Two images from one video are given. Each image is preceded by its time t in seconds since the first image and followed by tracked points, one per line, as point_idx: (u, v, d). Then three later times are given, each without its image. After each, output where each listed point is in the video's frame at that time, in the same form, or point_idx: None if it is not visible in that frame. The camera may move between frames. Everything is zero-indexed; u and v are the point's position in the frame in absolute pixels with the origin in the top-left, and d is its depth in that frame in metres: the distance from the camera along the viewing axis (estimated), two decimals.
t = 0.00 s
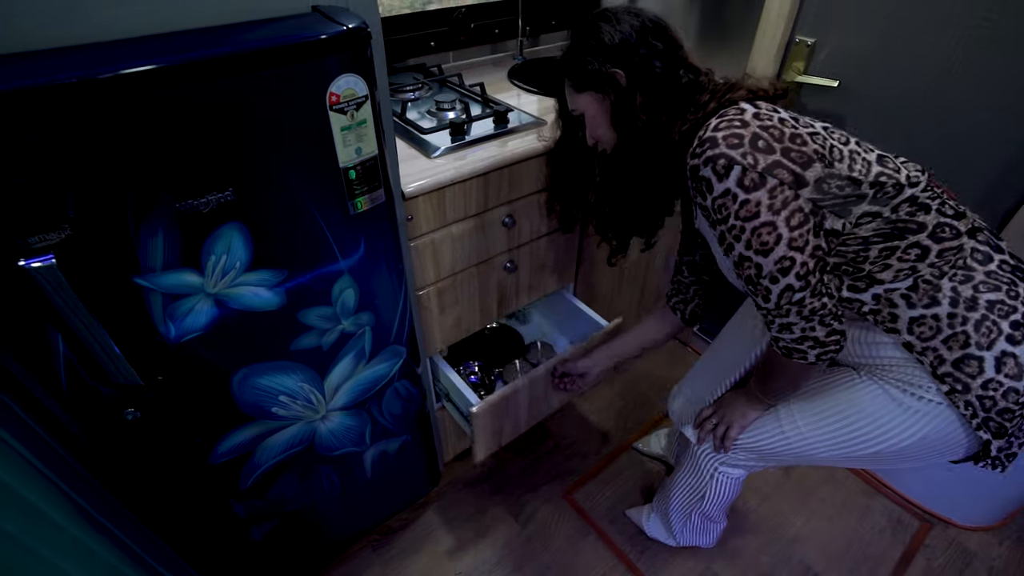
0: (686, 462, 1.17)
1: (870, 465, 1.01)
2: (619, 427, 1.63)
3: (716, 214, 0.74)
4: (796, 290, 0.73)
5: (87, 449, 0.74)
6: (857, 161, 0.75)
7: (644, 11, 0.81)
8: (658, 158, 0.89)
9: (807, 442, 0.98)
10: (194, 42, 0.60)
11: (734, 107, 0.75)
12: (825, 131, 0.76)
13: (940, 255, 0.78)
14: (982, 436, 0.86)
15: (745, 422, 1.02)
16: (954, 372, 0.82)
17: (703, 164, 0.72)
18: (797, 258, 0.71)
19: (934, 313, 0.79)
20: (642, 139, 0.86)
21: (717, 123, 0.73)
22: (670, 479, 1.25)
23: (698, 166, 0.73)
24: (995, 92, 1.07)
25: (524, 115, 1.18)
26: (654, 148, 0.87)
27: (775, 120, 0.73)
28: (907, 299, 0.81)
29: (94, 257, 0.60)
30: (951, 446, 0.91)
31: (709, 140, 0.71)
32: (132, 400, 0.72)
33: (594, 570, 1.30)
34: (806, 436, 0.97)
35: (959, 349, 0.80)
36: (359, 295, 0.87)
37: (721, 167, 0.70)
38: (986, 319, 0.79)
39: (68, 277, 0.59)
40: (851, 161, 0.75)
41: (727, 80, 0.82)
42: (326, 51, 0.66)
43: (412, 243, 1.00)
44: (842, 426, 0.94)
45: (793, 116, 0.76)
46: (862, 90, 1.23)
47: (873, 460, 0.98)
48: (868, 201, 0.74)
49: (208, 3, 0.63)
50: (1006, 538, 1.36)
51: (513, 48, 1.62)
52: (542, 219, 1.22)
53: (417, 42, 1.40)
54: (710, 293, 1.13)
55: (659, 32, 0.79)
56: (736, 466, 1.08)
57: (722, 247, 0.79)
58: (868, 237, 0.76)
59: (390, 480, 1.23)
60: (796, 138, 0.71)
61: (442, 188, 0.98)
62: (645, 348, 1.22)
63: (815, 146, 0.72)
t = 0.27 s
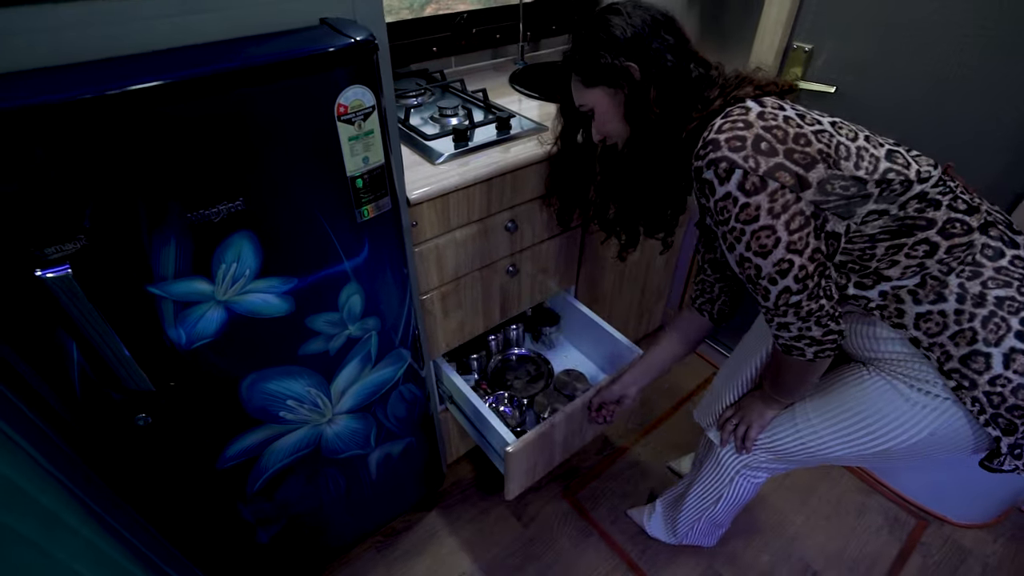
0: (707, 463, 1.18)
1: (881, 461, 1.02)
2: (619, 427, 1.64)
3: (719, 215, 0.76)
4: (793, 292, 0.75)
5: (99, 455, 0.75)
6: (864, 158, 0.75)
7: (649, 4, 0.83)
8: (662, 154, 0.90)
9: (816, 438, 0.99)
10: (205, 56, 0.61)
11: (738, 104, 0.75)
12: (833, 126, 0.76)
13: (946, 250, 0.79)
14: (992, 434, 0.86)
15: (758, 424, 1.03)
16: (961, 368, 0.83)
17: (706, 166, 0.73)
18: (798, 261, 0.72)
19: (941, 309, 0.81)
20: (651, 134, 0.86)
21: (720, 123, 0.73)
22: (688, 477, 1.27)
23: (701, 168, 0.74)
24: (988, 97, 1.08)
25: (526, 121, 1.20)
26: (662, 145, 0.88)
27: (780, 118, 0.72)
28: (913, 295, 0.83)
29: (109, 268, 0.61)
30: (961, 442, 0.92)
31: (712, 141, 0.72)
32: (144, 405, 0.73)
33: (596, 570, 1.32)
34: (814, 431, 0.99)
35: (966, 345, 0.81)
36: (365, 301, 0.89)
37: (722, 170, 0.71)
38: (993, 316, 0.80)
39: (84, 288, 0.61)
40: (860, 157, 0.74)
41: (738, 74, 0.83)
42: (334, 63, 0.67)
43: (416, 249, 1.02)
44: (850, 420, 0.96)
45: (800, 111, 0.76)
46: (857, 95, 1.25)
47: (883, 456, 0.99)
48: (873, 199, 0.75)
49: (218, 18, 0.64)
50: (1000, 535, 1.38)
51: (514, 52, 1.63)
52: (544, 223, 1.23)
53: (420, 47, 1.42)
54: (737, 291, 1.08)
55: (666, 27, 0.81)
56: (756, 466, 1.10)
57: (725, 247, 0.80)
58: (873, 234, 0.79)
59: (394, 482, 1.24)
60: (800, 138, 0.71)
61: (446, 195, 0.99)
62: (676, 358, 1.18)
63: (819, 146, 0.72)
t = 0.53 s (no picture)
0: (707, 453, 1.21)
1: (876, 451, 1.03)
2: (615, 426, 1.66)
3: (718, 210, 0.78)
4: (789, 284, 0.76)
5: (102, 458, 0.76)
6: (858, 153, 0.76)
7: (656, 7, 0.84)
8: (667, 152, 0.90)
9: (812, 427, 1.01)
10: (207, 65, 0.62)
11: (736, 103, 0.77)
12: (827, 123, 0.77)
13: (937, 243, 0.81)
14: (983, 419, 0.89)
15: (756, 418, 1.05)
16: (950, 356, 0.85)
17: (706, 163, 0.75)
18: (796, 253, 0.74)
19: (932, 298, 0.83)
20: (656, 132, 0.88)
21: (720, 121, 0.75)
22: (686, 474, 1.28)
23: (702, 165, 0.76)
24: (976, 100, 1.10)
25: (522, 124, 1.21)
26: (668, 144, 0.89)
27: (777, 116, 0.74)
28: (905, 285, 0.85)
29: (112, 273, 0.62)
30: (951, 427, 0.94)
31: (712, 139, 0.74)
32: (145, 409, 0.74)
33: (593, 568, 1.33)
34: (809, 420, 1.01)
35: (956, 333, 0.83)
36: (364, 304, 0.90)
37: (722, 167, 0.73)
38: (982, 305, 0.81)
39: (87, 293, 0.61)
40: (855, 153, 0.76)
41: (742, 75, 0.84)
42: (334, 71, 0.68)
43: (414, 252, 1.03)
44: (843, 409, 0.98)
45: (797, 108, 0.77)
46: (848, 98, 1.27)
47: (878, 445, 1.01)
48: (866, 193, 0.77)
49: (219, 27, 0.65)
50: (989, 529, 1.40)
51: (510, 55, 1.64)
52: (540, 225, 1.25)
53: (416, 51, 1.43)
54: (737, 284, 1.09)
55: (670, 28, 0.82)
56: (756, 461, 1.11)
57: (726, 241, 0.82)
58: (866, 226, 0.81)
59: (393, 482, 1.25)
60: (796, 135, 0.73)
61: (444, 198, 1.01)
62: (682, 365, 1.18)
63: (815, 143, 0.73)
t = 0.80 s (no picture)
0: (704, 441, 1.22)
1: (868, 430, 1.05)
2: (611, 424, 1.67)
3: (721, 195, 0.79)
4: (792, 264, 0.78)
5: (103, 458, 0.76)
6: (855, 139, 0.78)
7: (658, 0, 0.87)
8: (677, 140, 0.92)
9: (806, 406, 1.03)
10: (205, 70, 0.63)
11: (737, 92, 0.78)
12: (826, 109, 0.79)
13: (928, 225, 0.84)
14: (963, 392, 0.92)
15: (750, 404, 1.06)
16: (937, 332, 0.87)
17: (710, 149, 0.76)
18: (797, 234, 0.75)
19: (920, 277, 0.86)
20: (663, 120, 0.89)
21: (722, 109, 0.76)
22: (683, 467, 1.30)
23: (705, 152, 0.77)
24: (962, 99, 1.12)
25: (517, 125, 1.22)
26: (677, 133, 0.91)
27: (777, 103, 0.75)
28: (896, 265, 0.88)
29: (113, 275, 0.63)
30: (936, 401, 0.97)
31: (714, 127, 0.75)
32: (145, 409, 0.75)
33: (589, 564, 1.34)
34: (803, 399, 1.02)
35: (943, 310, 0.86)
36: (361, 304, 0.91)
37: (725, 152, 0.74)
38: (967, 282, 0.84)
39: (88, 296, 0.62)
40: (851, 139, 0.78)
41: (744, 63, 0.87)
42: (331, 75, 0.69)
43: (411, 252, 1.04)
44: (836, 389, 1.00)
45: (795, 96, 0.79)
46: (838, 99, 1.29)
47: (869, 424, 1.03)
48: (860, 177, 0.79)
49: (217, 32, 0.66)
50: (979, 522, 1.42)
51: (504, 56, 1.66)
52: (536, 224, 1.26)
53: (411, 52, 1.44)
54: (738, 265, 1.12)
55: (673, 18, 0.84)
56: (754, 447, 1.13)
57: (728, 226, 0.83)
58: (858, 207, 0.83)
59: (391, 480, 1.26)
60: (796, 121, 0.74)
61: (439, 199, 1.02)
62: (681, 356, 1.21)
63: (814, 129, 0.75)
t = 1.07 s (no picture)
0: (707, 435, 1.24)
1: (865, 405, 1.07)
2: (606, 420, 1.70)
3: (713, 189, 0.85)
4: (756, 260, 0.88)
5: (105, 456, 0.78)
6: (852, 130, 0.80)
7: None
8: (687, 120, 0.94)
9: (802, 383, 1.06)
10: (202, 73, 0.64)
11: (743, 85, 0.80)
12: (829, 98, 0.80)
13: (919, 209, 0.87)
14: (949, 361, 0.94)
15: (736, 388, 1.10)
16: (926, 307, 0.90)
17: (711, 145, 0.81)
18: (766, 234, 0.85)
19: (911, 256, 0.88)
20: (671, 100, 0.90)
21: (728, 105, 0.79)
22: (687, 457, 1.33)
23: (708, 146, 0.82)
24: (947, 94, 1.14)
25: (509, 125, 1.24)
26: (686, 113, 0.92)
27: (780, 101, 0.77)
28: (889, 244, 0.90)
29: (115, 276, 0.64)
30: (926, 372, 1.00)
31: (719, 124, 0.79)
32: (147, 407, 0.76)
33: (586, 558, 1.36)
34: (799, 376, 1.06)
35: (932, 286, 0.88)
36: (358, 303, 0.92)
37: (724, 151, 0.79)
38: (955, 261, 0.87)
39: (90, 296, 0.63)
40: (851, 131, 0.80)
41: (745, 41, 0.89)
42: (325, 77, 0.70)
43: (407, 251, 1.06)
44: (833, 366, 1.02)
45: (801, 84, 0.79)
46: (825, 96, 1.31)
47: (865, 399, 1.05)
48: (854, 168, 0.82)
49: (213, 36, 0.67)
50: (967, 510, 1.45)
51: (497, 57, 1.67)
52: (530, 223, 1.28)
53: (404, 54, 1.45)
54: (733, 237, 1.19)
55: None
56: (761, 430, 1.15)
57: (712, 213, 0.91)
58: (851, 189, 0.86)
59: (389, 478, 1.27)
60: (797, 121, 0.77)
61: (434, 199, 1.03)
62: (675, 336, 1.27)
63: (813, 128, 0.78)
